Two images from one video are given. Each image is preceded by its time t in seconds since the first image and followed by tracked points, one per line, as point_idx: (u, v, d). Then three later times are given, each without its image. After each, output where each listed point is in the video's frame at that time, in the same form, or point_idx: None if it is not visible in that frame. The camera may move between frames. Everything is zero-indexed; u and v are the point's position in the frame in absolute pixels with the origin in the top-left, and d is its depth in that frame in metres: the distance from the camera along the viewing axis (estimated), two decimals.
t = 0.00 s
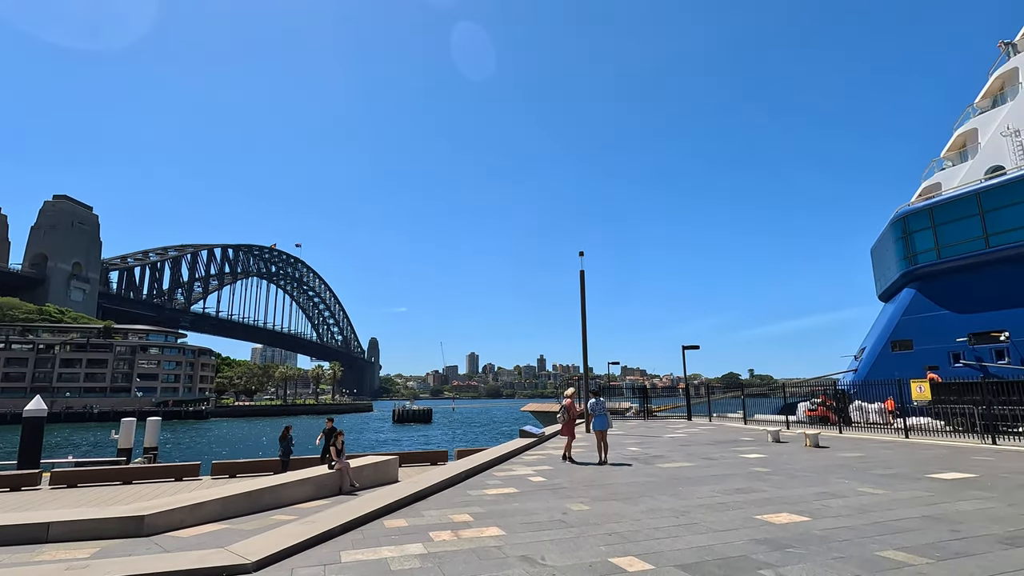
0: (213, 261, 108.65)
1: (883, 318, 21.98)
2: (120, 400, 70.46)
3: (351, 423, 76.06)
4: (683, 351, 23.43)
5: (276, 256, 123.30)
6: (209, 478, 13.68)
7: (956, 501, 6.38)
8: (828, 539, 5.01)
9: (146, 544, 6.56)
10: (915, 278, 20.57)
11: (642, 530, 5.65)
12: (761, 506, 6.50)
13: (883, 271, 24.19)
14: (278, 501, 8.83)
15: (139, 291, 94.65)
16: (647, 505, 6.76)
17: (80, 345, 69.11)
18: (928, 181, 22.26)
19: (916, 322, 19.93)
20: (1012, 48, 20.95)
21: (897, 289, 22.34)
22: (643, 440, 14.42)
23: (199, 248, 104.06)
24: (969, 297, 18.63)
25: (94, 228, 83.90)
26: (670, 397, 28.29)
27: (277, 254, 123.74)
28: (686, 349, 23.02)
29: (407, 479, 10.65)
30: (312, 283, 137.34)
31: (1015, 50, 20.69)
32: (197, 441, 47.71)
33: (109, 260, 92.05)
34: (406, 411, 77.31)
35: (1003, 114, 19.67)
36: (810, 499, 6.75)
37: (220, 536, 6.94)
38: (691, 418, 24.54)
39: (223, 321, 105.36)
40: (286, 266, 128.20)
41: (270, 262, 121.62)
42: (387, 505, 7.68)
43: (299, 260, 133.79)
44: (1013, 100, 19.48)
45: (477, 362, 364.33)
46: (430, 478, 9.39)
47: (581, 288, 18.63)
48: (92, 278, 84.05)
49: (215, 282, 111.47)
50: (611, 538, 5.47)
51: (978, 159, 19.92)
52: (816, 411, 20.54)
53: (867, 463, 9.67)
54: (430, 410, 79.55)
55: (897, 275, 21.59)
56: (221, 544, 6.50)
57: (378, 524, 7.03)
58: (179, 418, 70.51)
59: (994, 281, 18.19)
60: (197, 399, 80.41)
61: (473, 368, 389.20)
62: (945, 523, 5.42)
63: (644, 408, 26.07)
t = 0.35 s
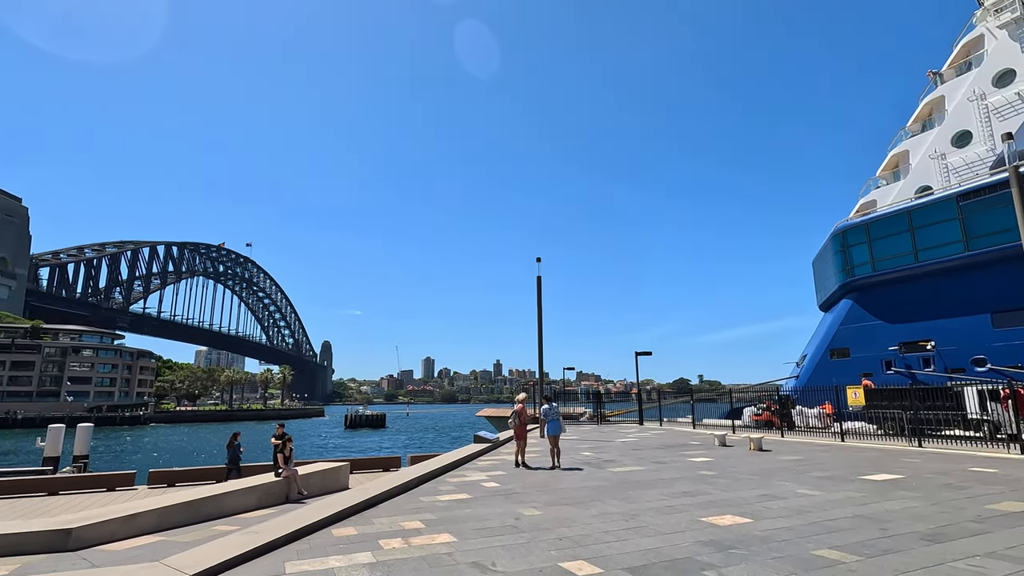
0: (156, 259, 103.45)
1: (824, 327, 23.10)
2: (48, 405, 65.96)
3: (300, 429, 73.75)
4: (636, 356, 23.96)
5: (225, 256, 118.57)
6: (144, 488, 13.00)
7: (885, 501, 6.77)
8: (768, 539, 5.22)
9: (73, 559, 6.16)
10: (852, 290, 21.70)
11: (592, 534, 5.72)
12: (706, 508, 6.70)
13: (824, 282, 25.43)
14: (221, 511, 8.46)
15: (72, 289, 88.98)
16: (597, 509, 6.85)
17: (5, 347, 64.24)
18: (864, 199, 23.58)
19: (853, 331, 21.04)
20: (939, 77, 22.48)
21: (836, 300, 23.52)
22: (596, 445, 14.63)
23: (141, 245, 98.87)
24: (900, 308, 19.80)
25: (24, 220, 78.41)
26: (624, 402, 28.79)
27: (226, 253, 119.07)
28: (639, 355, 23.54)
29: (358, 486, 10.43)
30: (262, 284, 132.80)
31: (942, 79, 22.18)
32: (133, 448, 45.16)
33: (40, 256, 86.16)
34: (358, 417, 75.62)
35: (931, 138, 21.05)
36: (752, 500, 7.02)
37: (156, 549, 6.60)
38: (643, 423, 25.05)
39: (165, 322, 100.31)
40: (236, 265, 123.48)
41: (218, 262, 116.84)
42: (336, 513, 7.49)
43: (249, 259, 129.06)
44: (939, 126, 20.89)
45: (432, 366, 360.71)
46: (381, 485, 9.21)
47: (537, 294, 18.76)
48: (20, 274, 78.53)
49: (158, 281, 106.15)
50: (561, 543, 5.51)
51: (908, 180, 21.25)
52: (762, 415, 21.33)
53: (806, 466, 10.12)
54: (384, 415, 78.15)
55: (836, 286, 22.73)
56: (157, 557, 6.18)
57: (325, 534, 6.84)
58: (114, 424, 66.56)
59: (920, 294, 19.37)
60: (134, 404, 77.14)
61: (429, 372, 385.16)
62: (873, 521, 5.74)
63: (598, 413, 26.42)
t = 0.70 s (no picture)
0: (96, 259, 98.07)
1: (771, 339, 24.03)
2: None
3: (249, 438, 71.07)
4: (593, 365, 24.30)
5: (172, 257, 113.47)
6: (75, 502, 12.24)
7: (824, 506, 7.07)
8: (713, 545, 5.36)
9: None
10: (798, 303, 22.66)
11: (544, 544, 5.73)
12: (655, 515, 6.83)
13: (771, 296, 26.47)
14: (158, 526, 8.05)
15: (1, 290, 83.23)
16: (550, 518, 6.88)
17: None
18: (810, 216, 24.72)
19: (798, 342, 21.95)
20: (878, 104, 23.84)
21: (783, 312, 24.50)
22: (551, 453, 14.69)
23: (80, 244, 93.58)
24: (841, 321, 20.79)
25: None
26: (580, 411, 29.06)
27: (173, 254, 114.08)
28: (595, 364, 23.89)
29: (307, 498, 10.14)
30: (212, 287, 127.78)
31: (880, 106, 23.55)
32: (64, 459, 42.47)
33: None
34: (311, 425, 73.56)
35: (870, 160, 22.29)
36: (700, 507, 7.19)
37: (86, 567, 6.22)
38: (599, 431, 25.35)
39: (104, 325, 95.04)
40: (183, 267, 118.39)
41: (164, 263, 111.78)
42: (282, 526, 7.24)
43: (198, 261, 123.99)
44: (877, 149, 22.15)
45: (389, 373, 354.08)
46: (332, 496, 8.97)
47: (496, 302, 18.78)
48: None
49: (97, 282, 100.58)
50: (513, 552, 5.50)
51: (850, 199, 22.42)
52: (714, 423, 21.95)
53: (751, 473, 10.47)
54: (338, 424, 76.32)
55: (783, 299, 23.71)
56: None
57: (269, 548, 6.59)
58: (44, 434, 62.42)
59: (859, 307, 20.40)
60: (67, 413, 72.36)
61: (385, 380, 378.46)
62: (812, 526, 5.98)
63: (555, 421, 26.58)
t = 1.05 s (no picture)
0: (36, 259, 92.80)
1: (726, 351, 24.73)
2: None
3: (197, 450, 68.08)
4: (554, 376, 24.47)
5: (120, 259, 108.42)
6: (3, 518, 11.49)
7: (771, 515, 7.30)
8: (664, 554, 5.45)
9: None
10: (752, 316, 23.41)
11: (498, 556, 5.70)
12: (610, 525, 6.89)
13: (727, 309, 27.28)
14: (93, 544, 7.59)
15: None
16: (506, 530, 6.85)
17: None
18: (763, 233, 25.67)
19: (752, 355, 22.67)
20: (827, 128, 25.03)
21: (738, 325, 25.27)
22: (511, 464, 14.67)
23: (18, 243, 88.42)
24: (792, 334, 21.58)
25: None
26: (541, 421, 29.11)
27: (121, 256, 109.08)
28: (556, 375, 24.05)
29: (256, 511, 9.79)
30: (162, 291, 122.62)
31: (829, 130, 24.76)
32: None
33: None
34: (264, 436, 71.12)
35: (819, 181, 23.34)
36: (653, 517, 7.30)
37: None
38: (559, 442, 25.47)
39: (42, 330, 89.79)
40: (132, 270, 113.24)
41: (111, 266, 106.71)
42: (227, 542, 6.96)
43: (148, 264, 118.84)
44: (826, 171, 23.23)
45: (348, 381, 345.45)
46: (282, 509, 8.69)
47: (458, 312, 18.69)
48: None
49: (36, 284, 95.10)
50: (467, 565, 5.46)
51: (800, 218, 23.44)
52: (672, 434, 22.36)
53: (704, 482, 10.70)
54: (294, 434, 74.14)
55: (737, 313, 24.45)
56: None
57: (212, 564, 6.32)
58: None
59: (808, 321, 21.23)
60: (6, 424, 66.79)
61: (344, 389, 370.08)
62: (760, 534, 6.16)
63: (515, 432, 26.57)
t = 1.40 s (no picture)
0: None
1: (690, 364, 25.21)
2: None
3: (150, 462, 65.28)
4: (521, 387, 24.52)
5: (72, 262, 103.76)
6: None
7: (732, 525, 7.45)
8: (628, 565, 5.50)
9: None
10: (715, 329, 23.96)
11: (462, 569, 5.65)
12: (575, 537, 6.90)
13: (691, 322, 27.85)
14: (35, 562, 7.18)
15: None
16: (470, 543, 6.81)
17: None
18: (727, 248, 26.35)
19: (715, 367, 23.18)
20: (788, 148, 25.97)
21: (702, 338, 25.82)
22: (476, 476, 14.57)
23: None
24: (753, 347, 22.16)
25: None
26: (508, 433, 29.01)
27: (74, 260, 104.53)
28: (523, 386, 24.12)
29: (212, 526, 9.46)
30: (118, 297, 117.91)
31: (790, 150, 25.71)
32: None
33: None
34: (222, 448, 68.74)
35: (780, 199, 24.16)
36: (617, 528, 7.34)
37: None
38: (526, 453, 25.42)
39: None
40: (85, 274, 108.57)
41: (63, 269, 102.16)
42: (180, 558, 6.69)
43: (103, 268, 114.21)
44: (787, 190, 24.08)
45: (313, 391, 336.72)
46: (238, 524, 8.41)
47: (426, 322, 18.57)
48: None
49: None
50: None
51: (762, 234, 24.18)
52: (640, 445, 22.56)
53: (668, 493, 10.83)
54: (254, 446, 71.93)
55: (702, 326, 24.98)
56: None
57: None
58: None
59: (769, 335, 21.82)
60: None
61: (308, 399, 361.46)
62: (720, 545, 6.27)
63: (482, 443, 26.41)
